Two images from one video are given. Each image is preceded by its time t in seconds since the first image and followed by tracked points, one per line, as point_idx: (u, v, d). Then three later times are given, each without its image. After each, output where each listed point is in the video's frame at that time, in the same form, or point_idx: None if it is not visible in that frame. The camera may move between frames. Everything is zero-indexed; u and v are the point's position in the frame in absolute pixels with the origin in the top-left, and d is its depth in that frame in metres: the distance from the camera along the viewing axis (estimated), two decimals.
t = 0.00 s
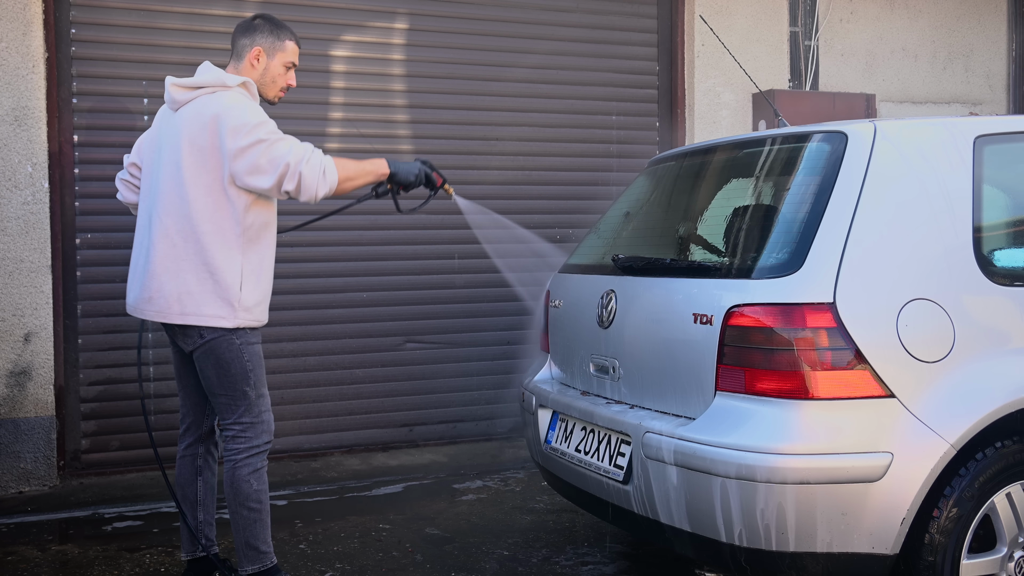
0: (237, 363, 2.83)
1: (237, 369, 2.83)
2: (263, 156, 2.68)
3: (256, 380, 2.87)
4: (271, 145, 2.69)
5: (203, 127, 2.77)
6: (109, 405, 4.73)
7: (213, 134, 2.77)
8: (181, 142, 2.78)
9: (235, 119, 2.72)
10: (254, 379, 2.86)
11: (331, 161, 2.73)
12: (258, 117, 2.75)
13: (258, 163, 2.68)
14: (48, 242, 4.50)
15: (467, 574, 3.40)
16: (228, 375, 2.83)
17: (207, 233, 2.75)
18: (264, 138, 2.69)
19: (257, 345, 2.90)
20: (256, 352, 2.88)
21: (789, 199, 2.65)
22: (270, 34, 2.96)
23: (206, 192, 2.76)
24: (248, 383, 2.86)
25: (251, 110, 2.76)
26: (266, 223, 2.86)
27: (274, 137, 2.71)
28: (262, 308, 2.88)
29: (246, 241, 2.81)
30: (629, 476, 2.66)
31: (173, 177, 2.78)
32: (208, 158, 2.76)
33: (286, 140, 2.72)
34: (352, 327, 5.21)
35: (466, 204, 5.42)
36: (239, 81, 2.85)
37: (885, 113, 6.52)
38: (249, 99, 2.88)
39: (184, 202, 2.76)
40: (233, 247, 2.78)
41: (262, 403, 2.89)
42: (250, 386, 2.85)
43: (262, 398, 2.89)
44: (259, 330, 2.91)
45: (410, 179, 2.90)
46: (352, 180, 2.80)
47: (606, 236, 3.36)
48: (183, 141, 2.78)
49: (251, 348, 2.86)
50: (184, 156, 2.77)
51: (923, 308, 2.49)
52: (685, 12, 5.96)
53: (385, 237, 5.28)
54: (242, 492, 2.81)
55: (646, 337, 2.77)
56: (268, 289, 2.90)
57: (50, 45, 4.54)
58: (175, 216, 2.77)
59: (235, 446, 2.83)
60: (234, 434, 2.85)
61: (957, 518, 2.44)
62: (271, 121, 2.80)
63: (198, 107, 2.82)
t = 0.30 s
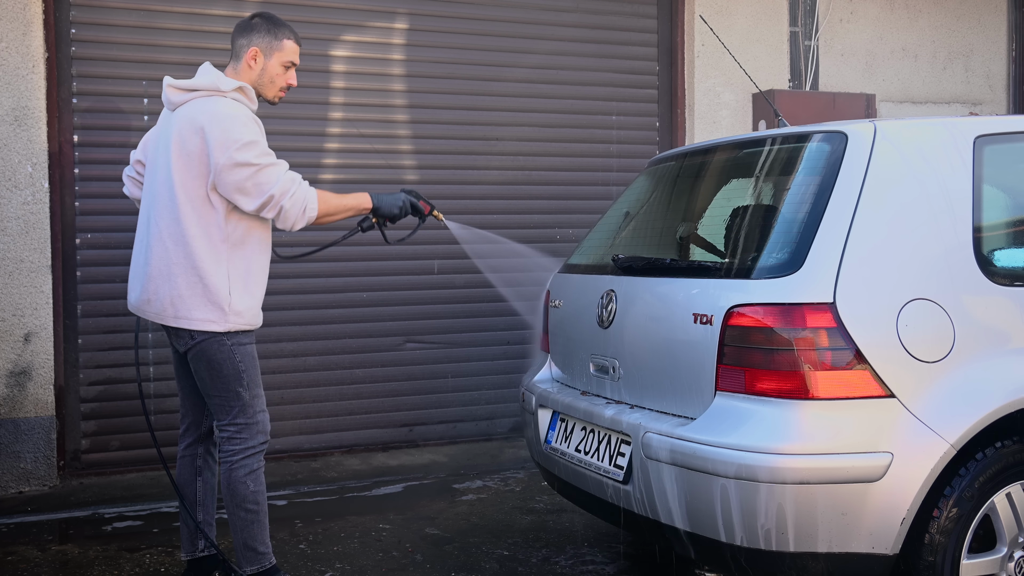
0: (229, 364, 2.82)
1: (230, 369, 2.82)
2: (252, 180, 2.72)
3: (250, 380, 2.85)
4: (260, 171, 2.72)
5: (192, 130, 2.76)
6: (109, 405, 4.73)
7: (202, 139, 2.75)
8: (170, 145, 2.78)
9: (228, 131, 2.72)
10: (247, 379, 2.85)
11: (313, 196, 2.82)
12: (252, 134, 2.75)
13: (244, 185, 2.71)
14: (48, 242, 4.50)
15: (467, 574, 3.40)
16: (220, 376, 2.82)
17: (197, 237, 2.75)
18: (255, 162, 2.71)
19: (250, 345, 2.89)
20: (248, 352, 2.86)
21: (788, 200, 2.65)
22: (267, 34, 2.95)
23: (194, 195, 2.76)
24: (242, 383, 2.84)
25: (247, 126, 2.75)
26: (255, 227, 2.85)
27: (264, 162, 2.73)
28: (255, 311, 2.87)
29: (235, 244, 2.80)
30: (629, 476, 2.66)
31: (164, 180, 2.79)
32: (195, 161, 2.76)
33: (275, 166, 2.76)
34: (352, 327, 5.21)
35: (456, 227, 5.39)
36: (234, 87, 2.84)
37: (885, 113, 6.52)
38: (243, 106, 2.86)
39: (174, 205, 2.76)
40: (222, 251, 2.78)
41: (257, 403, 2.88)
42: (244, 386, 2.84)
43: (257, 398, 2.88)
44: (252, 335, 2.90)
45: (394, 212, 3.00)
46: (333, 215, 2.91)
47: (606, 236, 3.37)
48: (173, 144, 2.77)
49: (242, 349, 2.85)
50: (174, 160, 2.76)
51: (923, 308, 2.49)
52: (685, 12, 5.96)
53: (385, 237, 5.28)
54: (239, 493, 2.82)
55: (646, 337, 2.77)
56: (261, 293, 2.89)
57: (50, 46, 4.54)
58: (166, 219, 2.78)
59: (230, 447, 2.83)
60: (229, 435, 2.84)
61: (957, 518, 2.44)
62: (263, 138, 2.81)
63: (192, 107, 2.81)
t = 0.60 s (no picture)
0: (236, 364, 2.81)
1: (237, 369, 2.82)
2: (243, 182, 2.69)
3: (257, 379, 2.86)
4: (252, 173, 2.69)
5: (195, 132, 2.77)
6: (109, 405, 4.73)
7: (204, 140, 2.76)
8: (172, 146, 2.79)
9: (226, 132, 2.71)
10: (255, 378, 2.85)
11: (305, 204, 2.75)
12: (250, 135, 2.73)
13: (235, 188, 2.69)
14: (48, 242, 4.51)
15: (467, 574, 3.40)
16: (228, 375, 2.82)
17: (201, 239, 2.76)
18: (247, 164, 2.69)
19: (257, 345, 2.89)
20: (255, 351, 2.87)
21: (788, 200, 2.65)
22: (273, 31, 2.93)
23: (195, 196, 2.77)
24: (250, 382, 2.84)
25: (245, 127, 2.74)
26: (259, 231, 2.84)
27: (257, 164, 2.70)
28: (259, 313, 2.86)
29: (238, 245, 2.80)
30: (629, 476, 2.66)
31: (168, 182, 2.81)
32: (196, 163, 2.76)
33: (269, 170, 2.73)
34: (352, 327, 5.21)
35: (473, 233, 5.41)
36: (238, 86, 2.85)
37: (885, 113, 6.52)
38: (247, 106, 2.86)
39: (177, 206, 2.78)
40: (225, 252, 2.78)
41: (265, 402, 2.88)
42: (252, 385, 2.84)
43: (264, 397, 2.88)
44: (259, 336, 2.90)
45: (398, 222, 2.95)
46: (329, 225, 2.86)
47: (605, 236, 3.37)
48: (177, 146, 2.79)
49: (250, 348, 2.85)
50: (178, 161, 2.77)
51: (923, 308, 2.49)
52: (685, 12, 5.96)
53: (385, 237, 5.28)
54: (244, 494, 2.80)
55: (646, 337, 2.77)
56: (265, 294, 2.90)
57: (50, 46, 4.54)
58: (170, 220, 2.79)
59: (240, 446, 2.82)
60: (237, 434, 2.84)
61: (957, 518, 2.44)
62: (262, 140, 2.78)
63: (196, 107, 2.82)
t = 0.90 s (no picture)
0: (244, 369, 2.79)
1: (245, 375, 2.80)
2: (255, 183, 2.65)
3: (265, 387, 2.83)
4: (265, 173, 2.65)
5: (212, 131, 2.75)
6: (109, 405, 4.73)
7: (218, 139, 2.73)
8: (192, 145, 2.79)
9: (240, 131, 2.67)
10: (262, 386, 2.83)
11: (319, 205, 2.68)
12: (264, 134, 2.68)
13: (248, 188, 2.65)
14: (48, 242, 4.51)
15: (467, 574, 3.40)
16: (236, 380, 2.80)
17: (214, 241, 2.74)
18: (260, 163, 2.64)
19: (269, 352, 2.87)
20: (265, 358, 2.84)
21: (788, 200, 2.65)
22: (296, 27, 2.87)
23: (210, 197, 2.75)
24: (256, 390, 2.82)
25: (260, 126, 2.69)
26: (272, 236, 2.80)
27: (270, 164, 2.65)
28: (272, 318, 2.82)
29: (251, 248, 2.77)
30: (629, 476, 2.66)
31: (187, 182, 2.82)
32: (212, 163, 2.75)
33: (283, 170, 2.67)
34: (352, 327, 5.21)
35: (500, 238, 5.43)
36: (256, 83, 2.80)
37: (885, 113, 6.51)
38: (267, 105, 2.82)
39: (194, 207, 2.78)
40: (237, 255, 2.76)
41: (272, 410, 2.86)
42: (259, 393, 2.82)
43: (271, 405, 2.85)
44: (272, 345, 2.87)
45: (420, 227, 2.83)
46: (345, 229, 2.76)
47: (606, 236, 3.37)
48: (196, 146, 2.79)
49: (259, 355, 2.83)
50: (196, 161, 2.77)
51: (923, 309, 2.49)
52: (685, 12, 5.96)
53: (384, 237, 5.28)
54: (245, 501, 2.78)
55: (647, 337, 2.76)
56: (279, 299, 2.85)
57: (50, 46, 4.54)
58: (187, 220, 2.80)
59: (241, 453, 2.80)
60: (241, 441, 2.82)
61: (957, 518, 2.44)
62: (279, 140, 2.73)
63: (216, 105, 2.79)
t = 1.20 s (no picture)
0: (262, 373, 2.72)
1: (263, 379, 2.72)
2: (275, 182, 2.52)
3: (282, 392, 2.75)
4: (284, 172, 2.53)
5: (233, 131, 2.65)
6: (109, 405, 4.73)
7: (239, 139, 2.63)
8: (214, 145, 2.70)
9: (260, 129, 2.56)
10: (279, 391, 2.75)
11: (340, 203, 2.53)
12: (285, 132, 2.57)
13: (268, 188, 2.53)
14: (48, 242, 4.51)
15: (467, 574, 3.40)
16: (254, 383, 2.72)
17: (238, 244, 2.65)
18: (279, 162, 2.52)
19: (288, 357, 2.78)
20: (285, 364, 2.76)
21: (789, 200, 2.65)
22: (312, 21, 2.72)
23: (234, 198, 2.66)
24: (273, 394, 2.74)
25: (280, 124, 2.58)
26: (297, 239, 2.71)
27: (290, 162, 2.53)
28: (294, 323, 2.73)
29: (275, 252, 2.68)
30: (629, 476, 2.66)
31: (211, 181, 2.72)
32: (235, 164, 2.65)
33: (303, 168, 2.55)
34: (352, 327, 5.21)
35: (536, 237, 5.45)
36: (275, 83, 2.67)
37: (885, 113, 6.51)
38: (290, 105, 2.69)
39: (217, 207, 2.69)
40: (261, 259, 2.66)
41: (287, 415, 2.77)
42: (275, 398, 2.74)
43: (287, 410, 2.77)
44: (293, 349, 2.79)
45: (449, 227, 2.64)
46: (369, 228, 2.59)
47: (607, 236, 3.36)
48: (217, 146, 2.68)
49: (280, 360, 2.75)
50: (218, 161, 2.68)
51: (923, 308, 2.49)
52: (685, 12, 5.96)
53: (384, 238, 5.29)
54: (254, 505, 2.71)
55: (646, 337, 2.76)
56: (303, 304, 2.77)
57: (50, 46, 4.54)
58: (210, 220, 2.71)
59: (254, 457, 2.72)
60: (253, 444, 2.74)
61: (957, 518, 2.44)
62: (300, 138, 2.61)
63: (238, 102, 2.68)
